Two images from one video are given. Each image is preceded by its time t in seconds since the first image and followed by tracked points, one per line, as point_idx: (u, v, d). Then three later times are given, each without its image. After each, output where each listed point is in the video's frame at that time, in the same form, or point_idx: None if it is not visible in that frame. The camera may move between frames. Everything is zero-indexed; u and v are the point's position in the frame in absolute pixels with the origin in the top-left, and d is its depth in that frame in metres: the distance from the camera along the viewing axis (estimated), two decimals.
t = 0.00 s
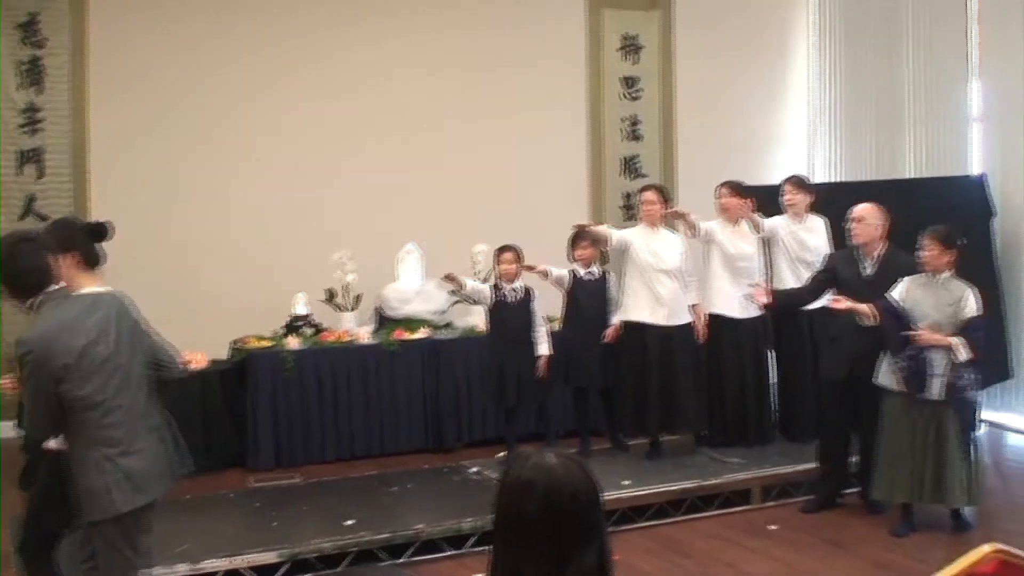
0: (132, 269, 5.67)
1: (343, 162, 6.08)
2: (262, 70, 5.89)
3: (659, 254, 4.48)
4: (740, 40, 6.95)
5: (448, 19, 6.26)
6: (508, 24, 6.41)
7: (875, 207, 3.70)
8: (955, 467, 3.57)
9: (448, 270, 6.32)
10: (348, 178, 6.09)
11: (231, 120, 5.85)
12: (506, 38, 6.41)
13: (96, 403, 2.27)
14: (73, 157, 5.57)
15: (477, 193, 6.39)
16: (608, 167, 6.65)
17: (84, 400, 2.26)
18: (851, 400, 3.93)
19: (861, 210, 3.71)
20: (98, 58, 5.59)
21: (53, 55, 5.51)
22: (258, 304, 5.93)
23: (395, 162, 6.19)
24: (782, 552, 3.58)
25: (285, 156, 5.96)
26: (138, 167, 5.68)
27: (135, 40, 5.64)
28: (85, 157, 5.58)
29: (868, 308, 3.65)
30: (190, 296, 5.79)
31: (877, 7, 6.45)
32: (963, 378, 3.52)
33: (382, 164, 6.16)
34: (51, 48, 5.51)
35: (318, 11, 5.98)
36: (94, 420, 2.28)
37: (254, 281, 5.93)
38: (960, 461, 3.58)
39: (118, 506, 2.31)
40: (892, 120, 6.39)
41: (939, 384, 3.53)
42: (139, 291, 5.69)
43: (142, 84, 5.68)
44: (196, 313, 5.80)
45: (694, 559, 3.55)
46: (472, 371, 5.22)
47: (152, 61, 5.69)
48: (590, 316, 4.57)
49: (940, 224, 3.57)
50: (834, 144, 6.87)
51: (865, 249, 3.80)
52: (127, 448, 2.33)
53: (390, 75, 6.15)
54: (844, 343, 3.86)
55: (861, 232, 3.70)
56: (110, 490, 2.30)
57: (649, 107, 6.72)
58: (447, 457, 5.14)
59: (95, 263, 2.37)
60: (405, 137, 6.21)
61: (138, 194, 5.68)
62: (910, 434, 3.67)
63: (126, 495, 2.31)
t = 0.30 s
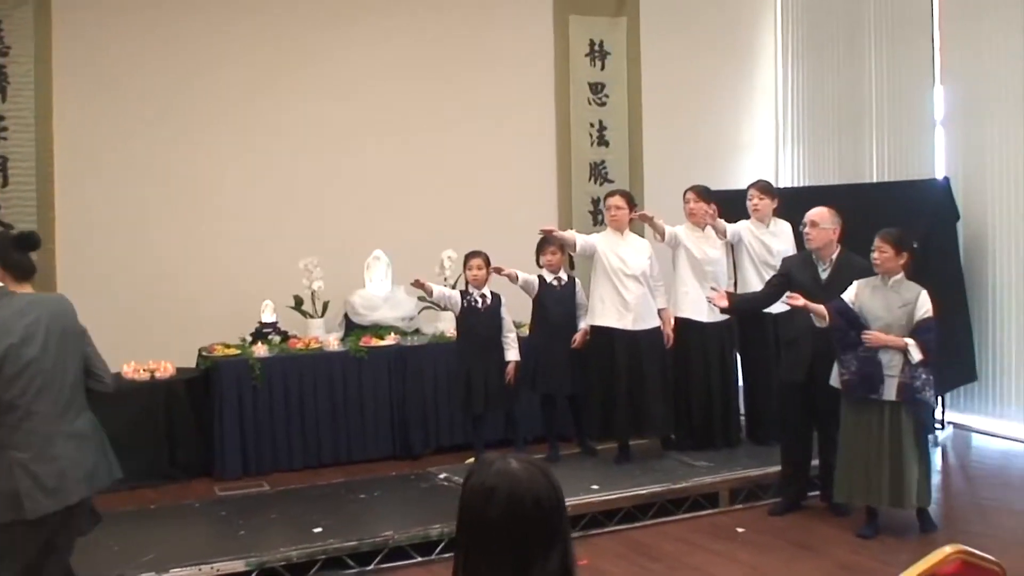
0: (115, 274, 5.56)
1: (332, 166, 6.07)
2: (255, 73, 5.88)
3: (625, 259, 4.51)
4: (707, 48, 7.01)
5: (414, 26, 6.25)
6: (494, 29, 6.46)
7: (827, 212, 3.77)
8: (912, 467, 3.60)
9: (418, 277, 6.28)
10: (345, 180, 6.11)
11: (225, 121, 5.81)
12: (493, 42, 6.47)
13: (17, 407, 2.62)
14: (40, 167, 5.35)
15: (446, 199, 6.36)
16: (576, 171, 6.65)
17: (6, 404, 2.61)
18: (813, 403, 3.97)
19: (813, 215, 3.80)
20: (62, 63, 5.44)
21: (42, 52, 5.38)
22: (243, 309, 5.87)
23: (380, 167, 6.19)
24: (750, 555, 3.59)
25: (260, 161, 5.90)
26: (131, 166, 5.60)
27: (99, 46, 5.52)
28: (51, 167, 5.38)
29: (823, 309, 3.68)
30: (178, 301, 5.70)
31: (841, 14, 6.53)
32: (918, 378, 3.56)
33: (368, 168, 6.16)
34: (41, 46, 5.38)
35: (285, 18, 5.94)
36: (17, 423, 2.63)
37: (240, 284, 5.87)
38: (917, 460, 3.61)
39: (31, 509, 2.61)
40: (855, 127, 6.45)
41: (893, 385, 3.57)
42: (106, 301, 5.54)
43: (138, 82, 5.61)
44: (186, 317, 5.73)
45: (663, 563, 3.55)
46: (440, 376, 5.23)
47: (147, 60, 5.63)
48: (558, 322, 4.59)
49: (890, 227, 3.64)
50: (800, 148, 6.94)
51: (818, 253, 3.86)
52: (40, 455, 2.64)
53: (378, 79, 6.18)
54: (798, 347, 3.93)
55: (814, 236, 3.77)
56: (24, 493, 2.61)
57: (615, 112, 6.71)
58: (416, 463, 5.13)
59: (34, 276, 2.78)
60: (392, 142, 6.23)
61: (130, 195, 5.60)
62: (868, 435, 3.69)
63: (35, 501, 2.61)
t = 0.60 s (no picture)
0: (81, 282, 5.37)
1: (329, 166, 5.99)
2: (259, 72, 5.79)
3: (593, 262, 4.51)
4: (676, 52, 7.04)
5: (385, 27, 6.13)
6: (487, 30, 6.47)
7: (787, 216, 3.80)
8: (877, 468, 3.61)
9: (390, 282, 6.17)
10: (345, 180, 6.04)
11: (220, 122, 5.70)
12: (487, 44, 6.47)
13: None
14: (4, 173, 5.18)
15: (419, 203, 6.26)
16: (544, 176, 6.58)
17: None
18: (778, 406, 4.00)
19: (773, 218, 3.82)
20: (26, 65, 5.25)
21: (44, 51, 5.28)
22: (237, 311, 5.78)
23: (374, 168, 6.13)
24: (719, 558, 3.60)
25: (230, 165, 5.73)
26: (133, 166, 5.49)
27: (65, 47, 5.33)
28: (16, 172, 5.21)
29: (784, 313, 3.69)
30: (175, 303, 5.60)
31: (806, 19, 6.59)
32: (880, 378, 3.59)
33: (360, 170, 6.08)
34: (15, 46, 5.21)
35: (255, 19, 5.78)
36: None
37: (236, 286, 5.76)
38: (881, 461, 3.62)
39: None
40: (820, 130, 6.50)
41: (855, 386, 3.60)
42: (73, 310, 5.36)
43: (140, 80, 5.51)
44: (176, 322, 5.61)
45: (632, 566, 3.56)
46: (409, 382, 5.21)
47: (151, 58, 5.53)
48: (526, 327, 4.60)
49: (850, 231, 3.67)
50: (767, 151, 7.02)
51: (778, 257, 3.89)
52: None
53: (375, 79, 6.12)
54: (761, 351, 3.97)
55: (775, 240, 3.79)
56: None
57: (584, 117, 6.66)
58: (385, 469, 5.11)
59: None
60: (388, 142, 6.16)
61: (130, 195, 5.49)
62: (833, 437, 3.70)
63: None
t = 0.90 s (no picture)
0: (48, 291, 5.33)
1: (314, 169, 5.99)
2: (252, 74, 5.81)
3: (563, 267, 4.51)
4: (644, 57, 7.06)
5: (355, 33, 6.09)
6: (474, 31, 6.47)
7: (751, 220, 3.81)
8: (840, 464, 3.62)
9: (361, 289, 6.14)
10: (326, 184, 6.03)
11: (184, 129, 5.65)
12: (456, 49, 6.44)
13: None
14: None
15: (389, 208, 6.23)
16: (514, 181, 6.55)
17: None
18: (745, 408, 4.02)
19: (738, 222, 3.82)
20: None
21: (34, 53, 5.28)
22: (221, 315, 5.75)
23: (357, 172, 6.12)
24: (689, 561, 3.60)
25: (198, 172, 5.68)
26: (125, 169, 5.50)
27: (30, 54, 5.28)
28: None
29: (746, 317, 3.74)
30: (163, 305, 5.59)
31: (772, 23, 6.62)
32: (844, 381, 3.60)
33: (341, 172, 6.07)
34: None
35: (222, 25, 5.73)
36: None
37: (220, 290, 5.74)
38: (844, 460, 3.63)
39: None
40: (786, 134, 6.54)
41: (818, 388, 3.61)
42: (40, 320, 5.32)
43: (132, 83, 5.51)
44: (143, 331, 5.58)
45: (603, 570, 3.56)
46: (379, 388, 5.19)
47: (142, 61, 5.53)
48: (495, 330, 4.59)
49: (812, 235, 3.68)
50: (735, 154, 7.04)
51: (743, 261, 3.92)
52: None
53: (361, 82, 6.12)
54: (728, 353, 3.95)
55: (739, 244, 3.81)
56: None
57: (552, 122, 6.65)
58: (356, 476, 5.10)
59: None
60: (373, 145, 6.17)
61: (124, 199, 5.50)
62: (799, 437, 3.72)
63: None
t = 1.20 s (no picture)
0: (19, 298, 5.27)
1: (290, 173, 5.97)
2: (228, 76, 5.79)
3: (538, 270, 4.53)
4: (616, 61, 7.08)
5: (327, 36, 6.07)
6: (448, 34, 6.47)
7: (724, 223, 3.83)
8: (807, 467, 3.65)
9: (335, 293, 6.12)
10: (297, 189, 6.00)
11: (154, 133, 5.60)
12: (430, 52, 6.42)
13: None
14: None
15: (363, 213, 6.21)
16: (487, 185, 6.56)
17: None
18: (719, 410, 4.01)
19: (711, 225, 3.84)
20: None
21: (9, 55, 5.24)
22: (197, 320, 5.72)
23: (333, 176, 6.11)
24: (665, 564, 3.60)
25: (170, 177, 5.64)
26: (101, 173, 5.47)
27: None
28: None
29: (716, 321, 3.69)
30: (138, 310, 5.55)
31: (743, 26, 6.66)
32: (816, 384, 3.61)
33: (317, 177, 6.05)
34: None
35: (193, 29, 5.69)
36: None
37: (195, 294, 5.71)
38: (811, 461, 3.66)
39: None
40: (759, 138, 6.57)
41: (789, 391, 3.63)
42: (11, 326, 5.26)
43: (108, 86, 5.48)
44: (115, 337, 5.53)
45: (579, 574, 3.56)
46: (354, 394, 5.17)
47: (118, 63, 5.51)
48: (469, 335, 4.60)
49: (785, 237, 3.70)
50: (708, 158, 7.08)
51: (716, 264, 3.93)
52: None
53: (337, 86, 6.11)
54: (700, 357, 3.93)
55: (714, 247, 3.83)
56: None
57: (526, 126, 6.67)
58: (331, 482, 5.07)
59: None
60: (349, 149, 6.16)
61: (101, 203, 5.46)
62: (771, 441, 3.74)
63: None
